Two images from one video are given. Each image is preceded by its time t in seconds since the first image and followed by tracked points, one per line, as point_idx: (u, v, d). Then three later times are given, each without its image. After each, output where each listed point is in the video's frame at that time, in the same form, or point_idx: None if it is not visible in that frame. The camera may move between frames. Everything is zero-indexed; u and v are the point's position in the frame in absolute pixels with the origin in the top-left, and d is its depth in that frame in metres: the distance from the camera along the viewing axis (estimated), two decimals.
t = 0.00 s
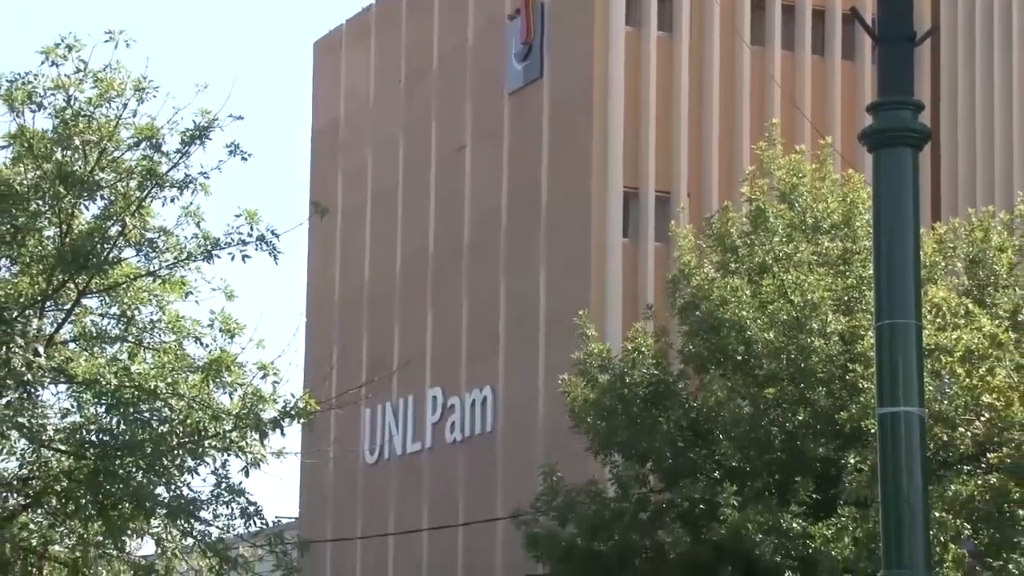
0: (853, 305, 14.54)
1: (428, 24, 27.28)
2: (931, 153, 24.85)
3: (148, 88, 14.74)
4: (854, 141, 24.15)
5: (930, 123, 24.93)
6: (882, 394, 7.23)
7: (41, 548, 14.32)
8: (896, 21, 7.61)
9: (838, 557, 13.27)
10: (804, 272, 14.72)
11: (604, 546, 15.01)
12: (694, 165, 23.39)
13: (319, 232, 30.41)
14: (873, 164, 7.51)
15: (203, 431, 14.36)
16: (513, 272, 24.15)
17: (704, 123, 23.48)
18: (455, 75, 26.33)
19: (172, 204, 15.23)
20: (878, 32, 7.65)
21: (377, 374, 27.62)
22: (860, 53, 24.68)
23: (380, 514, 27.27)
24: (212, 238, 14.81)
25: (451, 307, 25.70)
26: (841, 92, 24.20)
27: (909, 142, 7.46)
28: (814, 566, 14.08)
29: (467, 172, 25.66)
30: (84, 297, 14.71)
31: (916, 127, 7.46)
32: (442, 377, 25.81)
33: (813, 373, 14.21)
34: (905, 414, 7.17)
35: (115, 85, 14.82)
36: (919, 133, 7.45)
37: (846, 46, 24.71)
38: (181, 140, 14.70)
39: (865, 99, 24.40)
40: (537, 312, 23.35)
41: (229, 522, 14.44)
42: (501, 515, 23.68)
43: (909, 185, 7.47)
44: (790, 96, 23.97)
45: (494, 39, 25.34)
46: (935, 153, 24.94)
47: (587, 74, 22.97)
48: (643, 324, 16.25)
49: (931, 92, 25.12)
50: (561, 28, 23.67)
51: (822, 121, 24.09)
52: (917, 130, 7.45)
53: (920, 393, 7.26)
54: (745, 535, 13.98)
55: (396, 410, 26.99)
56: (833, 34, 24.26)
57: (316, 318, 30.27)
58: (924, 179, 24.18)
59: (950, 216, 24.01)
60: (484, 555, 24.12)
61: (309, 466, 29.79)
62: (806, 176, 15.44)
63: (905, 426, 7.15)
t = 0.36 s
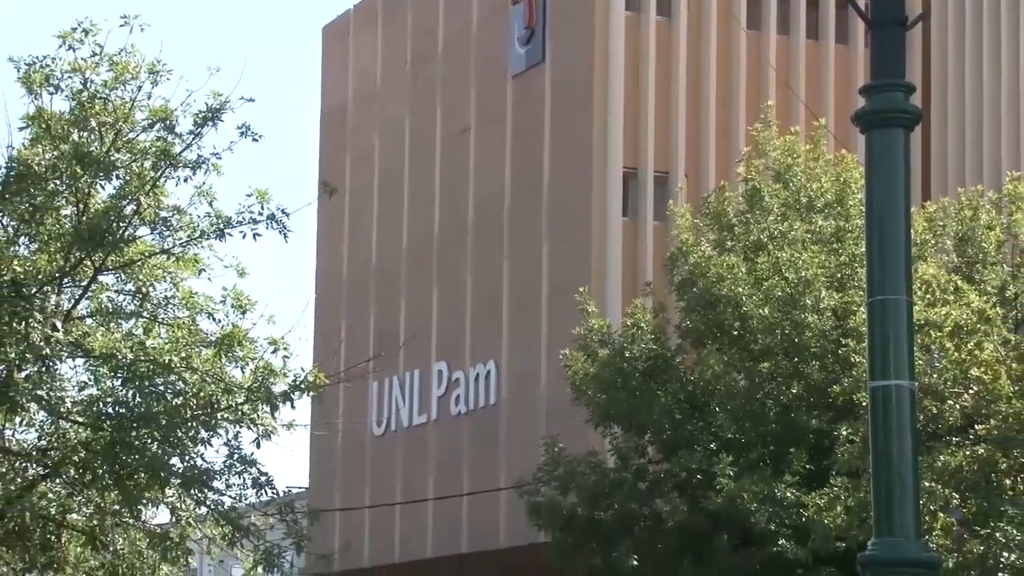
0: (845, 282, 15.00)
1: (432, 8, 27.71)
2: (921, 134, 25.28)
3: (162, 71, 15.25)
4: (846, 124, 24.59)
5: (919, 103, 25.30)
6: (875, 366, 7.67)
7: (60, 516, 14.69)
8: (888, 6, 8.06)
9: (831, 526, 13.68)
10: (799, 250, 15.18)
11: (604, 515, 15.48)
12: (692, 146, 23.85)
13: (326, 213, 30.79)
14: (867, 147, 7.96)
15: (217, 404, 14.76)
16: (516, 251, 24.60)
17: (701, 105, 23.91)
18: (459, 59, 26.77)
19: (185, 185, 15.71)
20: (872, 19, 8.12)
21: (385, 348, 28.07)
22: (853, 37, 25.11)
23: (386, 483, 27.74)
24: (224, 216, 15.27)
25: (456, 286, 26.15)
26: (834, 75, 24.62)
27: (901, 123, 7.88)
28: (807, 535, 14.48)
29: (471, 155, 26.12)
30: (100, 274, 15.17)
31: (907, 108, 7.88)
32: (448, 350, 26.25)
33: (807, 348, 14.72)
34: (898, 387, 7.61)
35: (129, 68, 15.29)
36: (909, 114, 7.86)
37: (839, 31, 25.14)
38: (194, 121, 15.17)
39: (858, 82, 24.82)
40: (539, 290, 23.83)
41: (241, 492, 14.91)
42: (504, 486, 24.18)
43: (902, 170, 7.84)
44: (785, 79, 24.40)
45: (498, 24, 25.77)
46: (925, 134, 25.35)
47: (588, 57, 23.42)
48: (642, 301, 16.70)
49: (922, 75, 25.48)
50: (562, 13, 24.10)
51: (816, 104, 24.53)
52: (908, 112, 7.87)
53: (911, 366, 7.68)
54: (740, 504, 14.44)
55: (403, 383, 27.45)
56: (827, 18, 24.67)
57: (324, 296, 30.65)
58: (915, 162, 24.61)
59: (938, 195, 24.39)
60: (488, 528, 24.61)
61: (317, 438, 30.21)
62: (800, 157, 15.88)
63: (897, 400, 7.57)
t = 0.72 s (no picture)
0: (840, 259, 15.38)
1: None
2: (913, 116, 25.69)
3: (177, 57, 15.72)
4: (840, 106, 25.02)
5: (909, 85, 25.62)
6: (868, 340, 7.86)
7: (78, 485, 15.14)
8: None
9: (825, 496, 14.09)
10: (794, 229, 15.65)
11: (605, 485, 16.04)
12: (690, 128, 24.30)
13: (335, 195, 31.25)
14: (862, 128, 8.17)
15: (230, 378, 15.18)
16: (520, 230, 25.07)
17: (700, 87, 24.35)
18: (464, 43, 27.21)
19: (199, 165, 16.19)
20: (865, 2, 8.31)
21: (393, 325, 28.59)
22: (848, 21, 25.50)
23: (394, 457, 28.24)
24: (237, 197, 15.76)
25: (461, 266, 26.62)
26: (829, 58, 25.03)
27: (895, 105, 8.06)
28: (801, 504, 15.06)
29: (476, 137, 26.57)
30: (117, 252, 15.63)
31: (901, 90, 8.06)
32: (454, 327, 26.75)
33: (802, 323, 15.13)
34: (889, 360, 7.80)
35: (145, 52, 15.75)
36: (904, 96, 8.05)
37: (834, 15, 25.54)
38: (208, 104, 15.65)
39: (852, 66, 25.24)
40: (542, 268, 24.30)
41: (253, 462, 15.40)
42: (508, 458, 24.68)
43: (894, 159, 8.04)
44: (781, 63, 24.82)
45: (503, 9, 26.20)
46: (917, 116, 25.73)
47: (590, 41, 23.85)
48: (642, 279, 17.19)
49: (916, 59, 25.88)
50: None
51: (810, 86, 24.94)
52: (903, 93, 8.05)
53: (903, 342, 7.86)
54: (737, 475, 14.90)
55: (411, 359, 27.94)
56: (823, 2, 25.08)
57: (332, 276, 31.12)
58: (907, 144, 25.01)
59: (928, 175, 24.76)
60: (492, 502, 25.12)
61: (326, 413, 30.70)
62: (796, 138, 16.39)
63: (889, 373, 7.77)
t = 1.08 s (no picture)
0: (835, 238, 15.82)
1: None
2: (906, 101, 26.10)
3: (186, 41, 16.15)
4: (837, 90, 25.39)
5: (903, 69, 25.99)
6: (862, 319, 8.34)
7: (95, 459, 15.53)
8: None
9: (821, 468, 14.54)
10: (791, 209, 16.08)
11: (606, 458, 16.48)
12: (689, 111, 24.71)
13: (344, 178, 31.69)
14: (857, 112, 8.63)
15: (242, 354, 15.56)
16: (523, 211, 25.51)
17: (699, 70, 24.76)
18: (469, 28, 27.62)
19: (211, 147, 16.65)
20: None
21: (399, 304, 29.04)
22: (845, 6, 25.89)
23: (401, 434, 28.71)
24: (248, 178, 16.19)
25: (466, 246, 27.07)
26: (825, 42, 25.42)
27: (889, 90, 8.53)
28: (797, 477, 15.51)
29: (480, 120, 27.00)
30: (132, 232, 16.08)
31: (895, 75, 8.53)
32: (459, 305, 27.20)
33: (797, 301, 15.58)
34: (882, 336, 8.27)
35: (158, 37, 16.19)
36: (897, 81, 8.52)
37: None
38: (220, 88, 16.09)
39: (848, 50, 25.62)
40: (544, 248, 24.74)
41: (265, 437, 15.87)
42: (512, 433, 25.13)
43: (885, 150, 8.53)
44: (778, 47, 25.22)
45: None
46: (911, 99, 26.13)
47: (591, 24, 24.27)
48: (642, 258, 17.66)
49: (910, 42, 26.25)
50: None
51: (807, 69, 25.33)
52: (896, 78, 8.52)
53: (895, 320, 8.32)
54: (734, 448, 15.32)
55: (418, 336, 28.39)
56: None
57: (340, 257, 31.57)
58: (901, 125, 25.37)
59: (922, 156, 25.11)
60: (497, 478, 25.56)
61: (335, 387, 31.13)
62: (792, 121, 16.81)
63: (882, 348, 8.26)
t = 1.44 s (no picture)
0: (829, 215, 16.31)
1: None
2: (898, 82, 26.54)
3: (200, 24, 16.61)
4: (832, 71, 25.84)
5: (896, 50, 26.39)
6: (856, 294, 8.59)
7: (111, 429, 16.18)
8: None
9: (814, 438, 15.01)
10: (786, 187, 16.54)
11: (607, 429, 16.98)
12: (688, 90, 25.16)
13: (351, 158, 32.16)
14: (851, 93, 8.89)
15: (254, 328, 15.98)
16: (526, 190, 25.96)
17: (697, 51, 25.22)
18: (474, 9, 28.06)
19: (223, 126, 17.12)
20: None
21: (406, 280, 29.53)
22: None
23: (407, 406, 29.24)
24: (259, 157, 16.68)
25: (470, 225, 27.54)
26: (821, 24, 25.87)
27: (883, 71, 8.81)
28: (791, 448, 15.89)
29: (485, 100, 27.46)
30: (147, 209, 16.54)
31: (888, 57, 8.81)
32: (464, 280, 27.67)
33: (792, 277, 16.04)
34: (876, 313, 8.50)
35: (171, 20, 16.66)
36: (890, 62, 8.80)
37: None
38: (232, 69, 16.56)
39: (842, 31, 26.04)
40: (546, 224, 25.22)
41: (276, 408, 16.38)
42: (516, 404, 25.62)
43: (880, 131, 8.79)
44: (774, 29, 25.63)
45: None
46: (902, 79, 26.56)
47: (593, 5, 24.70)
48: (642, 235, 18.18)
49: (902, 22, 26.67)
50: None
51: (802, 51, 25.77)
52: (889, 59, 8.80)
53: (888, 296, 8.58)
54: (731, 419, 15.81)
55: (424, 310, 28.88)
56: None
57: (348, 235, 32.05)
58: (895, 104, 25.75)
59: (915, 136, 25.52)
60: (501, 451, 26.07)
61: (343, 359, 31.65)
62: (787, 102, 17.27)
63: (875, 323, 8.49)
